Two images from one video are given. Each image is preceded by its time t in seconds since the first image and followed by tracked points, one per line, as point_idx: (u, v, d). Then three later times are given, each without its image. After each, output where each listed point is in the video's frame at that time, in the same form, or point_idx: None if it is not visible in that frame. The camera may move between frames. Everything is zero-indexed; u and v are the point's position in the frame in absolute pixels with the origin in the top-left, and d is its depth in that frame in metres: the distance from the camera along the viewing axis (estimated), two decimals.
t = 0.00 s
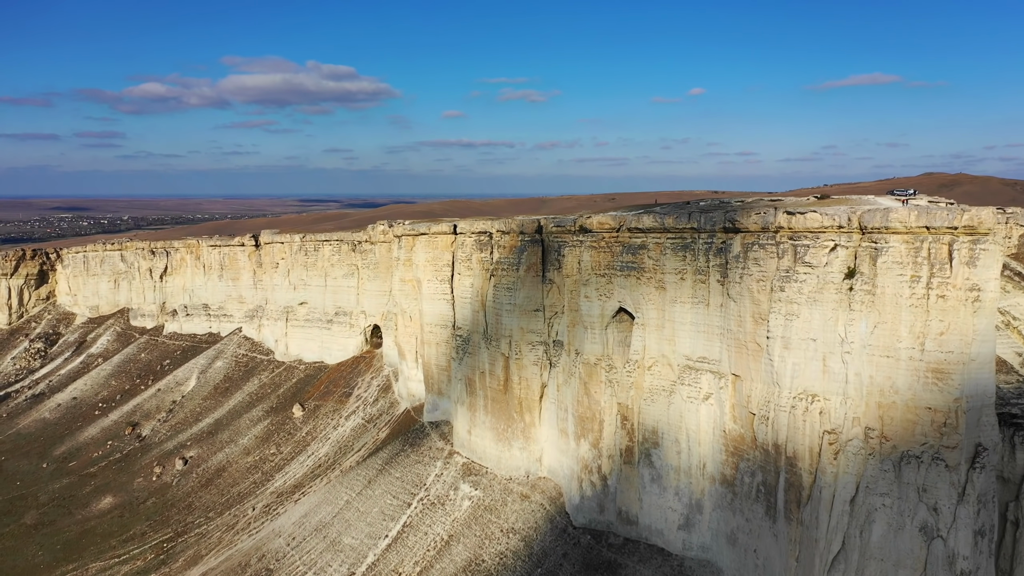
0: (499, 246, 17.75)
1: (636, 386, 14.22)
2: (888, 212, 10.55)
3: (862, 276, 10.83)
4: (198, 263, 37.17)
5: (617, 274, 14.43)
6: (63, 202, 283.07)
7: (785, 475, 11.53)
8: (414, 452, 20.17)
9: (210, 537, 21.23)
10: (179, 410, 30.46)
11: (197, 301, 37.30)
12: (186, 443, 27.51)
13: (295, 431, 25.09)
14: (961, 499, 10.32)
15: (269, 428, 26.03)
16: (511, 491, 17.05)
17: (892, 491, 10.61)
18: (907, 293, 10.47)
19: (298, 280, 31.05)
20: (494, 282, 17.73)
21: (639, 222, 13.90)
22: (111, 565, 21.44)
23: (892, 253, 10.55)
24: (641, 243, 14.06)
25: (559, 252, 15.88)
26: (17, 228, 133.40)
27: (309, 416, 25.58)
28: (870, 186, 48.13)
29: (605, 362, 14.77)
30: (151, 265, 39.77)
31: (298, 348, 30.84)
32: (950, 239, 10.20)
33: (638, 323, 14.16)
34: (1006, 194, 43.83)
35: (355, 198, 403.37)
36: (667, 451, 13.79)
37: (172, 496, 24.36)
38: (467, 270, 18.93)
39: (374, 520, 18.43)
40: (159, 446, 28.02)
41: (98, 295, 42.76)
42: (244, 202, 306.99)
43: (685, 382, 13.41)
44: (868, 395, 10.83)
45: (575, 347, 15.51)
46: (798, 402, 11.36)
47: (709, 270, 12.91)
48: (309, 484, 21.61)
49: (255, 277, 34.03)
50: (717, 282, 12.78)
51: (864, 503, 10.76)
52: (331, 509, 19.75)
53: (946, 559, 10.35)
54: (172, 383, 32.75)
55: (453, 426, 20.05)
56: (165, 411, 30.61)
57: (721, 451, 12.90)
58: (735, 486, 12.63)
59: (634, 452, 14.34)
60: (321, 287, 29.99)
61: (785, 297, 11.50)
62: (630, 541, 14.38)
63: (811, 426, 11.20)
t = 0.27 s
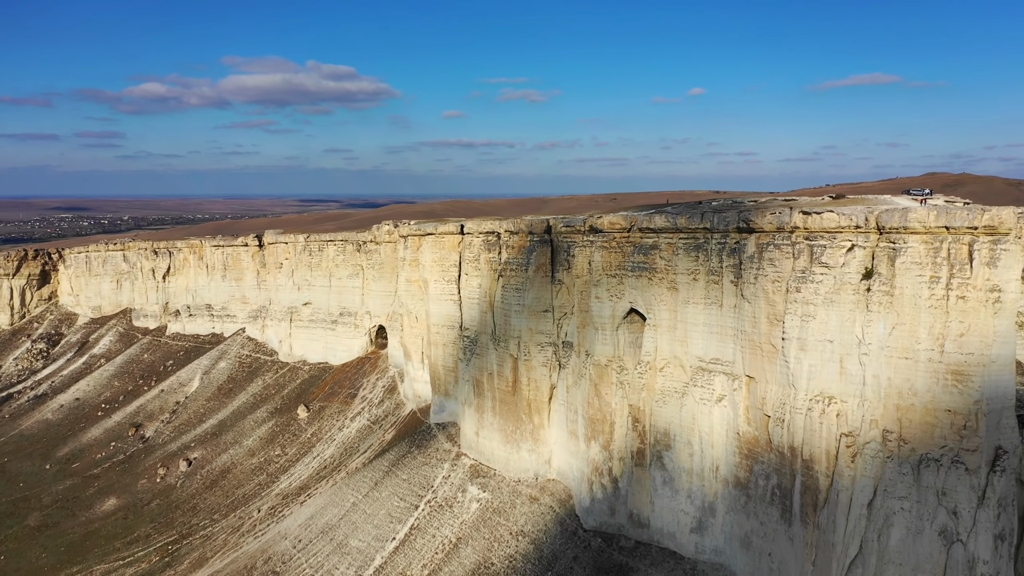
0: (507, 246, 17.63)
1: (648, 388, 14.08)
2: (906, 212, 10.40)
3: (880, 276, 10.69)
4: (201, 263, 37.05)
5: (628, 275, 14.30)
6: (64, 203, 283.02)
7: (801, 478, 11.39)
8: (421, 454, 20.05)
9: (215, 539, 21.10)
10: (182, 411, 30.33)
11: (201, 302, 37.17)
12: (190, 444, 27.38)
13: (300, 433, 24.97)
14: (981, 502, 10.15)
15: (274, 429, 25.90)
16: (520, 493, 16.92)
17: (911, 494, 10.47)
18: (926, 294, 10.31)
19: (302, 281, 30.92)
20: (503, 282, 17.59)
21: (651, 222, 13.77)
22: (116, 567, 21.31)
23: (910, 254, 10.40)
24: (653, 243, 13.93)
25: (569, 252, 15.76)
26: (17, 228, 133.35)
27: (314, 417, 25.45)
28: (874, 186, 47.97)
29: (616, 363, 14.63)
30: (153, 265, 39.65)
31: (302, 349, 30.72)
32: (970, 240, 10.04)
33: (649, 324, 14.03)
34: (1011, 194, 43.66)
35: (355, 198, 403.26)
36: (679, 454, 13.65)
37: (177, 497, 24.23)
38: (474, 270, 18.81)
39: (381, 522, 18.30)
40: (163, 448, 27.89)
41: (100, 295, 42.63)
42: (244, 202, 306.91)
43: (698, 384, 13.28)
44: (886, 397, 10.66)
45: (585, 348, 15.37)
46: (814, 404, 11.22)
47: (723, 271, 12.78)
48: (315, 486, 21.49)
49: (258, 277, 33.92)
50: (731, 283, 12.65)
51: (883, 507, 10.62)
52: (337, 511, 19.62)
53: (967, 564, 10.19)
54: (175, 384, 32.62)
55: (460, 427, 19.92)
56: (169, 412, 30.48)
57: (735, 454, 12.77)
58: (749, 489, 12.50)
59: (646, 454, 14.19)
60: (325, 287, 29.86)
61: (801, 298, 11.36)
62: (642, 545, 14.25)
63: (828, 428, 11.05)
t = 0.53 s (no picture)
0: (515, 246, 17.51)
1: (659, 390, 13.94)
2: (925, 211, 10.26)
3: (898, 277, 10.54)
4: (204, 264, 36.93)
5: (639, 276, 14.17)
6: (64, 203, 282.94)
7: (817, 481, 11.25)
8: (427, 455, 19.92)
9: (220, 542, 20.96)
10: (186, 412, 30.20)
11: (203, 302, 37.04)
12: (193, 445, 27.24)
13: (305, 434, 24.84)
14: (1002, 506, 9.87)
15: (278, 430, 25.77)
16: (528, 495, 16.79)
17: (930, 498, 10.31)
18: (945, 295, 10.17)
19: (305, 281, 30.80)
20: (511, 283, 17.46)
21: (663, 222, 13.64)
22: (120, 570, 21.18)
23: (929, 254, 10.26)
24: (664, 243, 13.80)
25: (578, 252, 15.63)
26: (17, 228, 133.26)
27: (318, 418, 25.31)
28: (877, 185, 47.84)
29: (627, 365, 14.49)
30: (156, 266, 39.52)
31: (306, 350, 30.60)
32: (991, 240, 9.87)
33: (661, 325, 13.89)
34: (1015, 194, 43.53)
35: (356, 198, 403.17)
36: (692, 456, 13.51)
37: (181, 499, 24.10)
38: (482, 271, 18.69)
39: (388, 524, 18.17)
40: (166, 449, 27.76)
41: (102, 295, 42.51)
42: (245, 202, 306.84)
43: (710, 386, 13.15)
44: (904, 399, 10.53)
45: (595, 350, 15.23)
46: (831, 406, 11.07)
47: (736, 271, 12.65)
48: (320, 488, 21.36)
49: (262, 277, 33.80)
50: (745, 284, 12.52)
51: (901, 510, 10.47)
52: (343, 514, 19.49)
53: (988, 570, 9.93)
54: (178, 385, 32.48)
55: (467, 429, 19.79)
56: (172, 413, 30.35)
57: (748, 456, 12.63)
58: (763, 492, 12.35)
59: (657, 457, 14.05)
60: (329, 288, 29.73)
61: (817, 299, 11.22)
62: (653, 548, 14.10)
63: (845, 431, 10.90)
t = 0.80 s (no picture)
0: (524, 247, 17.39)
1: (671, 392, 13.81)
2: (944, 211, 10.12)
3: (916, 278, 10.40)
4: (207, 264, 36.79)
5: (650, 276, 14.03)
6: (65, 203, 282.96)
7: (833, 484, 11.12)
8: (434, 457, 19.80)
9: (225, 544, 20.82)
10: (189, 413, 30.05)
11: (206, 303, 36.90)
12: (197, 447, 27.11)
13: (309, 435, 24.71)
14: None
15: (283, 432, 25.63)
16: (537, 497, 16.65)
17: (949, 501, 10.17)
18: (965, 296, 10.03)
19: (309, 281, 30.66)
20: (519, 283, 17.33)
21: (674, 222, 13.50)
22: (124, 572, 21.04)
23: (949, 255, 10.12)
24: (676, 243, 13.66)
25: (588, 253, 15.50)
26: (17, 228, 133.05)
27: (323, 420, 25.19)
28: (881, 185, 47.73)
29: (638, 366, 14.35)
30: (158, 266, 39.38)
31: (309, 350, 30.48)
32: (1011, 240, 9.72)
33: (672, 326, 13.76)
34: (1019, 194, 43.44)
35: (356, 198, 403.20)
36: (704, 458, 13.37)
37: (185, 501, 23.96)
38: (489, 271, 18.57)
39: (395, 527, 18.03)
40: (169, 450, 27.62)
41: (104, 296, 42.36)
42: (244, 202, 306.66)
43: (723, 387, 13.01)
44: (922, 402, 10.38)
45: (605, 351, 15.08)
46: (848, 408, 10.92)
47: (749, 272, 12.51)
48: (326, 490, 21.24)
49: (265, 278, 33.67)
50: (758, 285, 12.37)
51: (919, 514, 10.34)
52: (349, 516, 19.36)
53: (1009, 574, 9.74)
54: (180, 386, 32.33)
55: (474, 430, 19.66)
56: (175, 414, 30.21)
57: (762, 459, 12.49)
58: (777, 495, 12.21)
59: (669, 459, 13.90)
60: (333, 288, 29.60)
61: (834, 300, 11.07)
62: (665, 551, 13.96)
63: (862, 433, 10.77)
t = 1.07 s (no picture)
0: (532, 247, 17.27)
1: (683, 393, 13.67)
2: (964, 211, 9.99)
3: (935, 278, 10.26)
4: (210, 264, 36.66)
5: (662, 277, 13.90)
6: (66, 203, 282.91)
7: (851, 487, 10.98)
8: (441, 459, 19.68)
9: (230, 546, 20.68)
10: (192, 414, 29.91)
11: (209, 303, 36.77)
12: (200, 448, 26.98)
13: (314, 436, 24.58)
14: None
15: (287, 433, 25.49)
16: (546, 500, 16.52)
17: (968, 505, 10.00)
18: (985, 296, 9.89)
19: (313, 281, 30.54)
20: (527, 284, 17.20)
21: (686, 222, 13.37)
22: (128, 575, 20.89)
23: (968, 255, 9.98)
24: (688, 244, 13.53)
25: (598, 253, 15.38)
26: (16, 228, 132.90)
27: (327, 421, 25.07)
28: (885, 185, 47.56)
29: (649, 367, 14.21)
30: (161, 266, 39.25)
31: (313, 351, 30.37)
32: None
33: (684, 327, 13.62)
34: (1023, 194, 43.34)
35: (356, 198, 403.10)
36: (716, 460, 13.24)
37: (189, 503, 23.83)
38: (497, 272, 18.45)
39: (402, 529, 17.90)
40: (173, 452, 27.49)
41: (106, 296, 42.23)
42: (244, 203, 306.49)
43: (736, 389, 12.88)
44: (941, 404, 10.25)
45: (616, 352, 14.95)
46: (865, 410, 10.79)
47: (763, 272, 12.38)
48: (331, 491, 21.11)
49: (268, 278, 33.56)
50: (772, 285, 12.24)
51: (938, 518, 10.17)
52: (356, 518, 19.23)
53: None
54: (183, 387, 32.19)
55: (481, 432, 19.53)
56: (178, 415, 30.07)
57: (776, 461, 12.34)
58: (792, 498, 12.07)
59: (680, 461, 13.76)
60: (337, 288, 29.47)
61: (850, 301, 10.93)
62: (677, 554, 13.83)
63: (880, 436, 10.64)
